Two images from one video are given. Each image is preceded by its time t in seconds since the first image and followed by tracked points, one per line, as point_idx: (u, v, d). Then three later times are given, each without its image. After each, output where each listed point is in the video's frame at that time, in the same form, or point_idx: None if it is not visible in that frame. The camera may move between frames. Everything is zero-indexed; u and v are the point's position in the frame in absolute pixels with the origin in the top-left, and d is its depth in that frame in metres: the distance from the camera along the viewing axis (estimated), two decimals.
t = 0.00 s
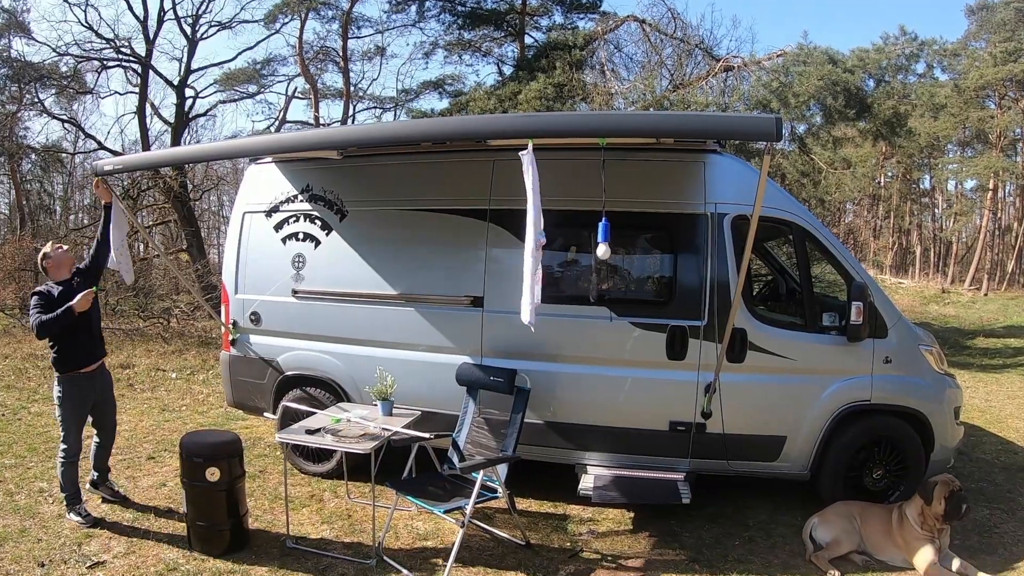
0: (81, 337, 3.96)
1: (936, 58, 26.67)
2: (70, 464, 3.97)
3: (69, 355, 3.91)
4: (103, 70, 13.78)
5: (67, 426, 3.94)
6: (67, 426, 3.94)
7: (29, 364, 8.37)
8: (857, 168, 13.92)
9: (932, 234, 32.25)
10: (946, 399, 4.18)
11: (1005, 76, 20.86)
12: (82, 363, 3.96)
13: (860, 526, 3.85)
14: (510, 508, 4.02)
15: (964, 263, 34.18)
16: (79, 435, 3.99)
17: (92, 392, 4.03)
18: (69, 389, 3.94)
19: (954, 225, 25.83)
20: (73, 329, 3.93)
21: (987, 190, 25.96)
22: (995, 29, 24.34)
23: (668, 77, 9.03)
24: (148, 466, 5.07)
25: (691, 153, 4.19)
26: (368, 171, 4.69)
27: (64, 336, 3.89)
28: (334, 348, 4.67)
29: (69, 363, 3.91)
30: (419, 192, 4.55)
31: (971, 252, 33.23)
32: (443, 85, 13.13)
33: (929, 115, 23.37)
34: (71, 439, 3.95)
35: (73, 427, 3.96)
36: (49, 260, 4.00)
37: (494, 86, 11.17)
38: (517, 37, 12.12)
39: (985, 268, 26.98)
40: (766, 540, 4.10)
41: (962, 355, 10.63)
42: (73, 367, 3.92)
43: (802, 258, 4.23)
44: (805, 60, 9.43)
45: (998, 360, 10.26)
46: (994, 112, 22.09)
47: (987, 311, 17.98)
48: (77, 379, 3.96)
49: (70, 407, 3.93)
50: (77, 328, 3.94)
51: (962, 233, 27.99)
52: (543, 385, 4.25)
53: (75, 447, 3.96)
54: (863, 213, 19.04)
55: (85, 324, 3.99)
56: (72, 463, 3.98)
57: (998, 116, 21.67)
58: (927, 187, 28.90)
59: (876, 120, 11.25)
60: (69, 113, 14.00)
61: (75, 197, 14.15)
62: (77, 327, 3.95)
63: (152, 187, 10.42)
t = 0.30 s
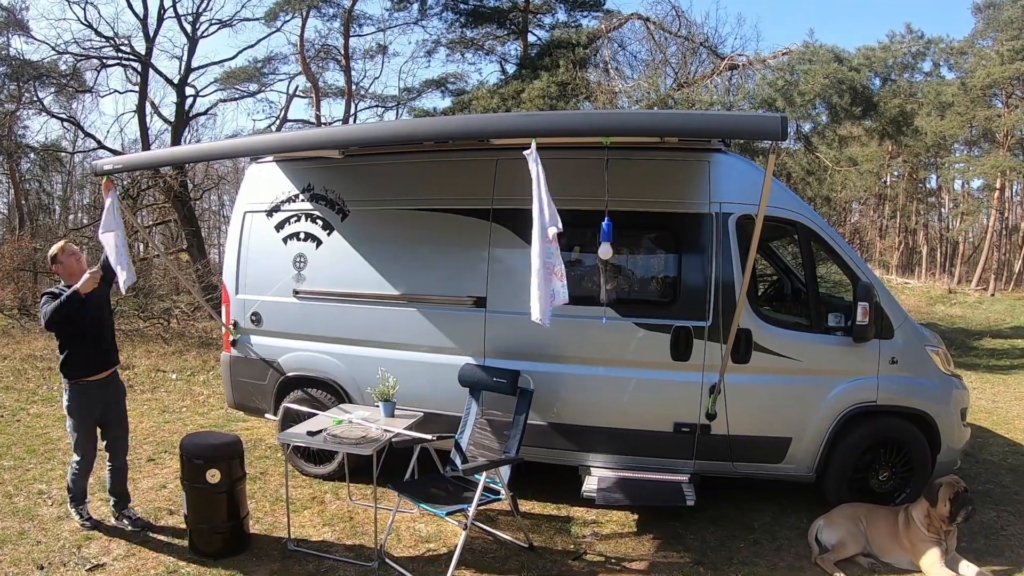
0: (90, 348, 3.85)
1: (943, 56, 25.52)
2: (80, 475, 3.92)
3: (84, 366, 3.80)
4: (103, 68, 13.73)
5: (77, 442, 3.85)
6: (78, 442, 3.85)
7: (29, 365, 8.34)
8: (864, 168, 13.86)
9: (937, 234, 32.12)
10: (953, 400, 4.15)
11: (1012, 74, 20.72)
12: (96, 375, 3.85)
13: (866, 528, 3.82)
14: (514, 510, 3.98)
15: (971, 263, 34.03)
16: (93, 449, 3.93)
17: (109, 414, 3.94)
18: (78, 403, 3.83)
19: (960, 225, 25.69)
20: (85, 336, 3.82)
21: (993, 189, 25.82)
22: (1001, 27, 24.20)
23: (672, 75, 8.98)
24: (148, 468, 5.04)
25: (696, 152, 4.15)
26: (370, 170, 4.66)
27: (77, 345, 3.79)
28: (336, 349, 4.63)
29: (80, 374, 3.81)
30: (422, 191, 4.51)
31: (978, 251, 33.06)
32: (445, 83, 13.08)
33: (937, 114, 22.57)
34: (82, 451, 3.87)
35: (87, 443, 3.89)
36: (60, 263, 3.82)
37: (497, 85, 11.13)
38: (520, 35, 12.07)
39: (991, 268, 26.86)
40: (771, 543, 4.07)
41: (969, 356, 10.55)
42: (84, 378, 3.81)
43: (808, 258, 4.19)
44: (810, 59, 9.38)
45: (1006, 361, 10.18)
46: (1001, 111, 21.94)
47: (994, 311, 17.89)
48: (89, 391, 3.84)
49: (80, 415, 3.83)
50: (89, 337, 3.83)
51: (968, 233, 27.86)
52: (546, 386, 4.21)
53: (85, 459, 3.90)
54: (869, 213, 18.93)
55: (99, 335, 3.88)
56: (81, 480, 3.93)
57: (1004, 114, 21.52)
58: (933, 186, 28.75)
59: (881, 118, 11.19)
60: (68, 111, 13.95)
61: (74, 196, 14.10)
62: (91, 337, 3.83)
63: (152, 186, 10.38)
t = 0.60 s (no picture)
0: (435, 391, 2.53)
1: (952, 54, 25.66)
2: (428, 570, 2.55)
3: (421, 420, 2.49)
4: (102, 66, 13.67)
5: (428, 521, 2.55)
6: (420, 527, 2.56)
7: (28, 366, 8.29)
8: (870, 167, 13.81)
9: (945, 233, 31.91)
10: (961, 401, 4.11)
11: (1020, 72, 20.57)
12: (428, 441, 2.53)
13: (874, 532, 3.77)
14: (517, 512, 3.94)
15: (980, 262, 33.84)
16: (445, 532, 2.59)
17: (449, 486, 2.62)
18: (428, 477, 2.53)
19: (969, 224, 25.49)
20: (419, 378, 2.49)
21: (999, 188, 25.67)
22: (1008, 25, 24.04)
23: (678, 73, 8.92)
24: (148, 470, 4.99)
25: (701, 151, 4.12)
26: (373, 169, 4.62)
27: (418, 379, 2.48)
28: (338, 350, 4.59)
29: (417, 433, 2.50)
30: (424, 190, 4.48)
31: (987, 251, 32.83)
32: (449, 82, 13.04)
33: (943, 112, 22.79)
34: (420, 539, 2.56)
35: (443, 520, 2.59)
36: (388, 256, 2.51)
37: (500, 83, 11.09)
38: (523, 33, 12.02)
39: (998, 267, 26.71)
40: (777, 546, 4.03)
41: (978, 358, 10.48)
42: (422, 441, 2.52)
43: (814, 258, 4.15)
44: (817, 57, 9.30)
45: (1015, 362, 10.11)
46: (1009, 110, 21.76)
47: (1002, 312, 17.78)
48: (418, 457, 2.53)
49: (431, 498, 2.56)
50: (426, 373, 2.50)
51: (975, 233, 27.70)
52: (550, 387, 4.17)
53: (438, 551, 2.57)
54: (877, 212, 18.80)
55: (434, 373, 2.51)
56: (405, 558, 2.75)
57: (1013, 113, 21.35)
58: (941, 185, 28.55)
59: (888, 117, 11.12)
60: (67, 110, 13.89)
61: (74, 195, 14.05)
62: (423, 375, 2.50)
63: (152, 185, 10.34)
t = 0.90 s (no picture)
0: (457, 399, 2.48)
1: (958, 53, 25.20)
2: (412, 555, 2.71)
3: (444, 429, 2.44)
4: (102, 64, 13.61)
5: (447, 527, 2.49)
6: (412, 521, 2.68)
7: (26, 368, 8.24)
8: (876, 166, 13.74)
9: (951, 234, 31.74)
10: (969, 403, 4.07)
11: None
12: (455, 436, 2.48)
13: (881, 536, 3.73)
14: (521, 515, 3.91)
15: (988, 263, 33.63)
16: (462, 535, 2.54)
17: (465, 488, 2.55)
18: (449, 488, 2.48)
19: (977, 224, 25.30)
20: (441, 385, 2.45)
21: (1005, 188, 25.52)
22: (1013, 24, 23.92)
23: (683, 72, 8.87)
24: (148, 473, 4.95)
25: (707, 150, 4.08)
26: (375, 168, 4.58)
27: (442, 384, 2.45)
28: (340, 351, 4.55)
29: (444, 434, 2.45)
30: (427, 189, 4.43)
31: (996, 251, 32.61)
32: (452, 80, 12.97)
33: (950, 110, 22.32)
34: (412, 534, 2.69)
35: (460, 523, 2.54)
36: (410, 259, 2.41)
37: (504, 82, 11.02)
38: (527, 31, 11.96)
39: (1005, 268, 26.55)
40: (783, 548, 3.99)
41: (987, 359, 10.38)
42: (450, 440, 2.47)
43: (821, 258, 4.11)
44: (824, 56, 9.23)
45: None
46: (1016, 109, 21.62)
47: (1011, 313, 17.63)
48: (442, 460, 2.47)
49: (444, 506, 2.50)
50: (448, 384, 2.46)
51: (981, 233, 27.53)
52: (554, 388, 4.13)
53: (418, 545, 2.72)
54: (884, 212, 18.66)
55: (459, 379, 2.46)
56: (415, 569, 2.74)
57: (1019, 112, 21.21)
58: (949, 185, 28.35)
59: (896, 116, 11.04)
60: (66, 109, 13.83)
61: (73, 194, 13.98)
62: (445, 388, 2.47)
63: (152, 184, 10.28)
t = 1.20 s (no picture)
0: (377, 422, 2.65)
1: (967, 51, 23.08)
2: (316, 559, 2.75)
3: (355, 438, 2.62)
4: (101, 62, 13.56)
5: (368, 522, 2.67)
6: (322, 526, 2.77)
7: (25, 369, 8.19)
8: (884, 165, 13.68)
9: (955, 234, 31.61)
10: (978, 404, 4.03)
11: None
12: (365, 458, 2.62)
13: (890, 539, 3.68)
14: (525, 518, 3.86)
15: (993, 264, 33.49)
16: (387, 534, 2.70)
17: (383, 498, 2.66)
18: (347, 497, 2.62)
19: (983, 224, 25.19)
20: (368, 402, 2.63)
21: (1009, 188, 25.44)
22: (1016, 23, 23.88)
23: (689, 70, 8.84)
24: (148, 475, 4.91)
25: (713, 149, 4.04)
26: (377, 168, 4.54)
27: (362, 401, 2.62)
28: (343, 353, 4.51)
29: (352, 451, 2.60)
30: (430, 188, 4.39)
31: (1000, 252, 32.48)
32: (455, 79, 12.92)
33: (959, 110, 20.28)
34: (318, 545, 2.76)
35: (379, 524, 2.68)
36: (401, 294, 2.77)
37: (508, 80, 10.98)
38: (531, 29, 11.90)
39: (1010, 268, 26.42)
40: (790, 552, 3.95)
41: (995, 361, 10.28)
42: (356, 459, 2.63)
43: (828, 258, 4.06)
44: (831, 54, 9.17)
45: None
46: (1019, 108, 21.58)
47: (1018, 314, 17.50)
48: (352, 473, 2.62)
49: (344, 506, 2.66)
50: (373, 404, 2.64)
51: (986, 233, 27.41)
52: (559, 390, 4.09)
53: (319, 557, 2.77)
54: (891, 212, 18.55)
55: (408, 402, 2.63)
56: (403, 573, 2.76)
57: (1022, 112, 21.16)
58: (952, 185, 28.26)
59: (903, 115, 10.97)
60: (65, 108, 13.79)
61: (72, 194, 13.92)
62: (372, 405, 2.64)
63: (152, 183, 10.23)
